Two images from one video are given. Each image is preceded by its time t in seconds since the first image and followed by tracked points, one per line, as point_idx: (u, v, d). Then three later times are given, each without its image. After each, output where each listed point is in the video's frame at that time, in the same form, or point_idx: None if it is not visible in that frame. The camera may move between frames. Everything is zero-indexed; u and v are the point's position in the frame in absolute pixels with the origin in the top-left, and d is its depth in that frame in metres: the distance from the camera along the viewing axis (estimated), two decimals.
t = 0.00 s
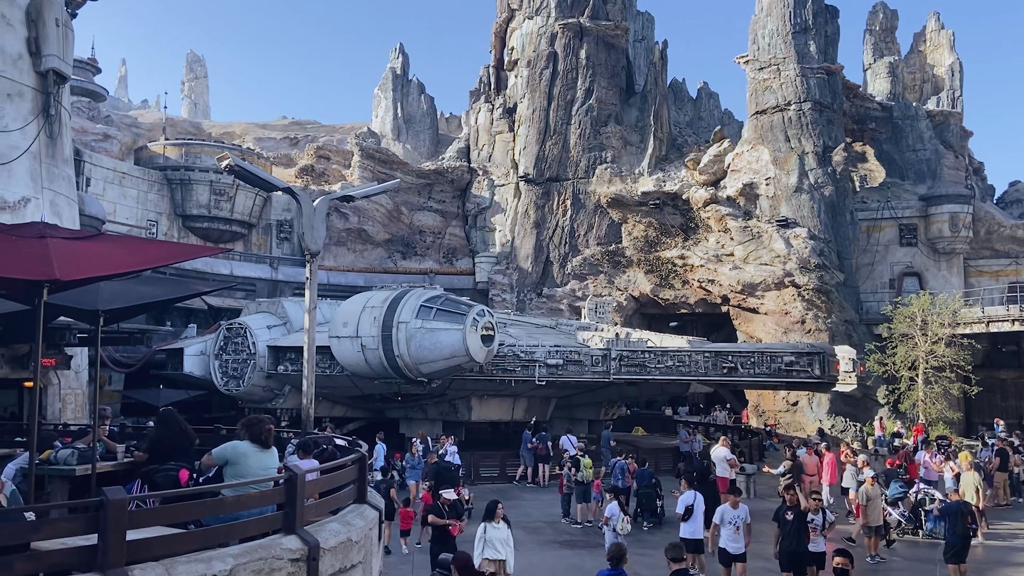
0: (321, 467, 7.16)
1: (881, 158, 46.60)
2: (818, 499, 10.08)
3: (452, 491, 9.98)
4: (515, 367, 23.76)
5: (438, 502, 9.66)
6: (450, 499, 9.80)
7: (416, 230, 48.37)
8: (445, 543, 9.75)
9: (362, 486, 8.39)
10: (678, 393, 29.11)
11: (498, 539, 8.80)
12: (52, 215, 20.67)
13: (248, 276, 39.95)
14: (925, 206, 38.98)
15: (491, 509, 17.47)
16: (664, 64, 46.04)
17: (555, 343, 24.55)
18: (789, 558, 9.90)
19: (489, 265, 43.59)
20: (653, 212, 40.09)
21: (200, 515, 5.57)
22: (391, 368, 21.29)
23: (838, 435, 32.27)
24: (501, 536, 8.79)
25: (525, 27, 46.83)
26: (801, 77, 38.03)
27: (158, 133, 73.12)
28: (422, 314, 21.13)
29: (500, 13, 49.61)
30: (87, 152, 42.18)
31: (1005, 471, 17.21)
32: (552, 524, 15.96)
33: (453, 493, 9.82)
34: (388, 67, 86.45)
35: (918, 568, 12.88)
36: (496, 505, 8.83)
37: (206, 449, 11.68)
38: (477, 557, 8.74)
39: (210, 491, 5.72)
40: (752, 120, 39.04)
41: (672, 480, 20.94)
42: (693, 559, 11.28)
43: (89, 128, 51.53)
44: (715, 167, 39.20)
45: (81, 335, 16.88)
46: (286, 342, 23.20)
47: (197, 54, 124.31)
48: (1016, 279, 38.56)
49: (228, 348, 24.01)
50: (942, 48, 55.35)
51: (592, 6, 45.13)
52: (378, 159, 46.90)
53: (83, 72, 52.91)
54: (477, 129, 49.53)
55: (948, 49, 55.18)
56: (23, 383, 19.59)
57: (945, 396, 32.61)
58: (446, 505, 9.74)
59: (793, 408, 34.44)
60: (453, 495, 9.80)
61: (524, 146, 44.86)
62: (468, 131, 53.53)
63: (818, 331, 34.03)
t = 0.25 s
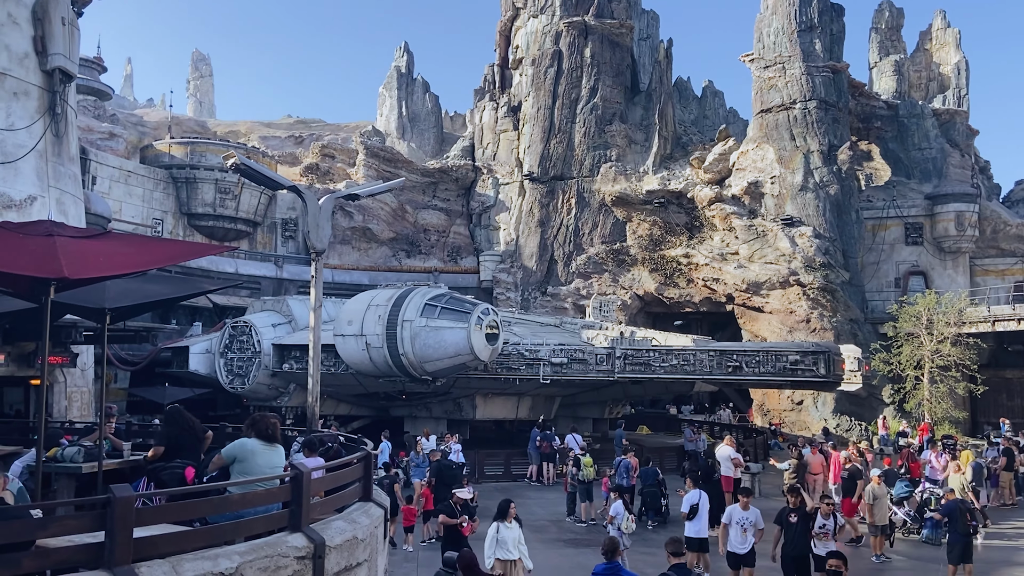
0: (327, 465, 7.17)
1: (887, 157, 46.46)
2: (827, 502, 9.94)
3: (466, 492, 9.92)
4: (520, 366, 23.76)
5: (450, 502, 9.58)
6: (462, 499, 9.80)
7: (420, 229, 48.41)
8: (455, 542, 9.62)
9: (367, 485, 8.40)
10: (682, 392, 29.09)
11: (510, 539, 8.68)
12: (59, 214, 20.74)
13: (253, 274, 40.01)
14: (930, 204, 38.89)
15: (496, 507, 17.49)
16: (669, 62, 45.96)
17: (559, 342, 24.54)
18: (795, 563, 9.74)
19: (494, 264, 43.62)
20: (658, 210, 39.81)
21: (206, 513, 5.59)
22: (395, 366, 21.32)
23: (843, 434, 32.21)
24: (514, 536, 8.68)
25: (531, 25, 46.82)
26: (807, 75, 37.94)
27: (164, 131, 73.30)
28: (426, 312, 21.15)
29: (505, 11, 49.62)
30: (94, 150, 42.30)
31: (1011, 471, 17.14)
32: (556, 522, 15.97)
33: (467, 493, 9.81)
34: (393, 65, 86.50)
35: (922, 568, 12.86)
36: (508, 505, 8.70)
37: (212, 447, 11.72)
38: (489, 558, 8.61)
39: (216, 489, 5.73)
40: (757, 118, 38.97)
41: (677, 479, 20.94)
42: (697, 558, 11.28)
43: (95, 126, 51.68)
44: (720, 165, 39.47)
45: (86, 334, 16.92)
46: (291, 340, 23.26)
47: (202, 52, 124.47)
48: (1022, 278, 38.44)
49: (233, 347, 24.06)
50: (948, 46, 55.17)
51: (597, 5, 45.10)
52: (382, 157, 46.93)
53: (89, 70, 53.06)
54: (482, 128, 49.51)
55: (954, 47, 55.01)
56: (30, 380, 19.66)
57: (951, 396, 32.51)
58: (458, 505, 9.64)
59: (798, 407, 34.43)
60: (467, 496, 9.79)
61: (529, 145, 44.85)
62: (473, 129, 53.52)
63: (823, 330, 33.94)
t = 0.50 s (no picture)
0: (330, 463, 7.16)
1: (891, 156, 46.35)
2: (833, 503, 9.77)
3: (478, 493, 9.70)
4: (523, 365, 23.74)
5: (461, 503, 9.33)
6: (474, 500, 9.60)
7: (423, 228, 48.41)
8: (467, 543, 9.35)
9: (371, 483, 8.40)
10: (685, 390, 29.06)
11: (521, 543, 8.34)
12: (62, 212, 20.77)
13: (256, 273, 40.02)
14: (934, 203, 38.81)
15: (499, 506, 17.49)
16: (672, 61, 45.89)
17: (562, 340, 24.52)
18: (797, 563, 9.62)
19: (497, 263, 43.63)
20: (661, 209, 40.12)
21: (210, 510, 5.59)
22: (398, 365, 21.33)
23: (846, 434, 32.14)
24: (525, 541, 8.33)
25: (534, 23, 46.78)
26: (810, 73, 37.86)
27: (167, 129, 73.39)
28: (429, 311, 21.16)
29: (508, 9, 49.58)
30: (97, 148, 42.35)
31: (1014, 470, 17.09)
32: (559, 521, 15.98)
33: (479, 494, 9.68)
34: (396, 64, 86.47)
35: (926, 567, 12.83)
36: (519, 508, 8.32)
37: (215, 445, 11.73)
38: (499, 562, 8.30)
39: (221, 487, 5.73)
40: (761, 117, 38.90)
41: (680, 478, 20.93)
42: (699, 557, 11.27)
43: (98, 125, 51.75)
44: (723, 164, 39.51)
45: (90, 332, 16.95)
46: (294, 338, 23.26)
47: (205, 51, 124.55)
48: None
49: (236, 345, 24.10)
50: (952, 45, 55.05)
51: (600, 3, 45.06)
52: (385, 156, 46.91)
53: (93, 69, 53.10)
54: (485, 127, 49.47)
55: (958, 46, 54.89)
56: (33, 379, 19.71)
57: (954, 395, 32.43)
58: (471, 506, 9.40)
59: (801, 406, 34.40)
60: (479, 497, 9.63)
61: (532, 143, 44.83)
62: (475, 128, 53.48)
63: (826, 329, 33.86)
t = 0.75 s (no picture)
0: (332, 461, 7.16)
1: (894, 154, 46.26)
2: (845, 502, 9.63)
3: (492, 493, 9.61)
4: (525, 363, 23.73)
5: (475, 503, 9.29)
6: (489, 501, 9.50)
7: (425, 226, 48.44)
8: (481, 545, 9.34)
9: (374, 480, 8.41)
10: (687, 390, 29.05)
11: (532, 543, 8.33)
12: (65, 210, 20.79)
13: (258, 271, 40.05)
14: (937, 202, 38.77)
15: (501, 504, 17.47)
16: (674, 59, 45.85)
17: (564, 339, 24.53)
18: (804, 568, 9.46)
19: (499, 261, 43.65)
20: (663, 208, 40.30)
21: (213, 508, 5.59)
22: (400, 363, 21.34)
23: (848, 432, 32.13)
24: (536, 540, 8.31)
25: (536, 22, 46.76)
26: (813, 72, 37.82)
27: (169, 128, 73.47)
28: (431, 309, 21.15)
29: (510, 8, 49.55)
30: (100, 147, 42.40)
31: (1018, 469, 17.06)
32: (562, 520, 15.98)
33: (494, 494, 9.58)
34: (398, 62, 86.49)
35: (929, 566, 12.80)
36: (531, 507, 8.37)
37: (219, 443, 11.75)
38: (509, 560, 8.33)
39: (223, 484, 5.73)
40: (763, 115, 38.85)
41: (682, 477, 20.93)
42: (702, 555, 11.27)
43: (101, 123, 51.80)
44: (726, 162, 39.48)
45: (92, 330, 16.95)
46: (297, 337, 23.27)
47: (207, 49, 124.61)
48: None
49: (238, 343, 24.15)
50: (955, 43, 54.97)
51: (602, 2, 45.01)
52: (388, 155, 46.92)
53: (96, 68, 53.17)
54: (487, 125, 49.43)
55: (961, 44, 54.79)
56: (37, 377, 19.75)
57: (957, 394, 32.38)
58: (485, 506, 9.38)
59: (804, 404, 34.41)
60: (494, 497, 9.52)
61: (534, 142, 44.82)
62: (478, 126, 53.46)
63: (829, 327, 33.81)
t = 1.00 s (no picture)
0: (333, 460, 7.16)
1: (895, 153, 46.24)
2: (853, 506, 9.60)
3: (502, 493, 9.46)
4: (526, 362, 23.74)
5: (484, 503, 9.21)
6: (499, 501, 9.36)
7: (426, 225, 48.46)
8: (489, 544, 9.35)
9: (375, 479, 8.42)
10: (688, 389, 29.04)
11: (535, 544, 8.30)
12: (66, 209, 20.80)
13: (259, 270, 40.07)
14: (938, 201, 38.73)
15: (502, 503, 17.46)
16: (675, 58, 45.83)
17: (565, 338, 24.53)
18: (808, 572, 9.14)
19: (500, 260, 43.67)
20: (664, 207, 40.30)
21: (214, 507, 5.60)
22: (401, 362, 21.34)
23: (848, 431, 32.13)
24: (540, 542, 8.28)
25: (536, 21, 46.74)
26: (814, 71, 37.82)
27: (170, 127, 73.49)
28: (432, 308, 21.17)
29: (511, 6, 49.53)
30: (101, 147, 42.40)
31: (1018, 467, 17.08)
32: (562, 519, 15.98)
33: (504, 494, 9.42)
34: (399, 61, 86.51)
35: (930, 565, 12.80)
36: (535, 508, 8.32)
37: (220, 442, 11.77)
38: (513, 561, 8.28)
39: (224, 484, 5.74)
40: (764, 114, 38.84)
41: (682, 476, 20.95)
42: (703, 554, 11.25)
43: (101, 122, 51.82)
44: (727, 161, 39.08)
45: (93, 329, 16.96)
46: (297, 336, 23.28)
47: (208, 48, 124.62)
48: None
49: (239, 342, 24.16)
50: (956, 41, 54.89)
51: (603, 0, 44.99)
52: (388, 153, 46.94)
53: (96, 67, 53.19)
54: (488, 124, 49.41)
55: (962, 43, 54.75)
56: (38, 376, 19.76)
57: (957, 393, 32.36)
58: (494, 507, 9.34)
59: (804, 403, 34.38)
60: (503, 498, 9.37)
61: (535, 141, 44.82)
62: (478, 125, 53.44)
63: (829, 326, 33.79)
